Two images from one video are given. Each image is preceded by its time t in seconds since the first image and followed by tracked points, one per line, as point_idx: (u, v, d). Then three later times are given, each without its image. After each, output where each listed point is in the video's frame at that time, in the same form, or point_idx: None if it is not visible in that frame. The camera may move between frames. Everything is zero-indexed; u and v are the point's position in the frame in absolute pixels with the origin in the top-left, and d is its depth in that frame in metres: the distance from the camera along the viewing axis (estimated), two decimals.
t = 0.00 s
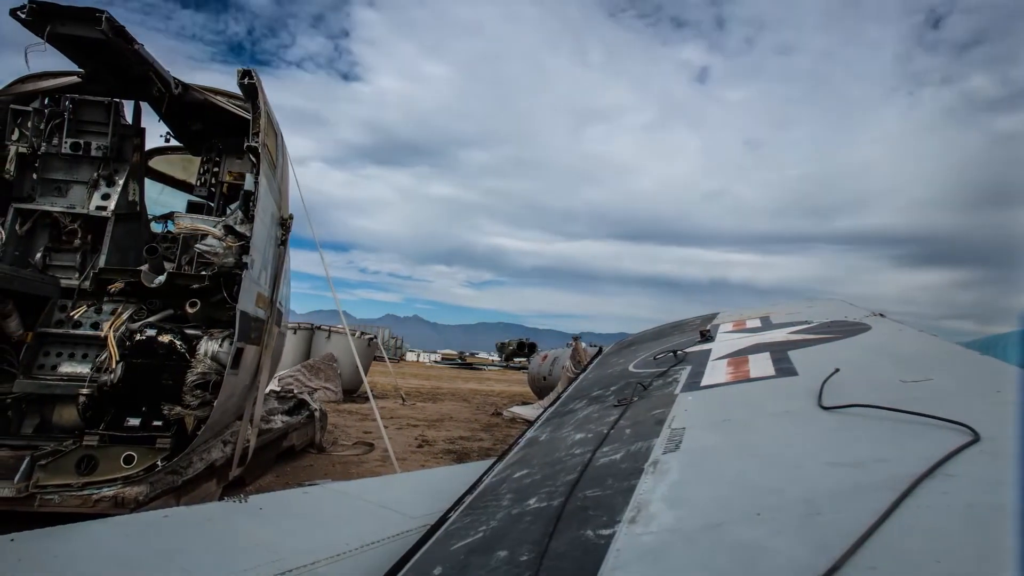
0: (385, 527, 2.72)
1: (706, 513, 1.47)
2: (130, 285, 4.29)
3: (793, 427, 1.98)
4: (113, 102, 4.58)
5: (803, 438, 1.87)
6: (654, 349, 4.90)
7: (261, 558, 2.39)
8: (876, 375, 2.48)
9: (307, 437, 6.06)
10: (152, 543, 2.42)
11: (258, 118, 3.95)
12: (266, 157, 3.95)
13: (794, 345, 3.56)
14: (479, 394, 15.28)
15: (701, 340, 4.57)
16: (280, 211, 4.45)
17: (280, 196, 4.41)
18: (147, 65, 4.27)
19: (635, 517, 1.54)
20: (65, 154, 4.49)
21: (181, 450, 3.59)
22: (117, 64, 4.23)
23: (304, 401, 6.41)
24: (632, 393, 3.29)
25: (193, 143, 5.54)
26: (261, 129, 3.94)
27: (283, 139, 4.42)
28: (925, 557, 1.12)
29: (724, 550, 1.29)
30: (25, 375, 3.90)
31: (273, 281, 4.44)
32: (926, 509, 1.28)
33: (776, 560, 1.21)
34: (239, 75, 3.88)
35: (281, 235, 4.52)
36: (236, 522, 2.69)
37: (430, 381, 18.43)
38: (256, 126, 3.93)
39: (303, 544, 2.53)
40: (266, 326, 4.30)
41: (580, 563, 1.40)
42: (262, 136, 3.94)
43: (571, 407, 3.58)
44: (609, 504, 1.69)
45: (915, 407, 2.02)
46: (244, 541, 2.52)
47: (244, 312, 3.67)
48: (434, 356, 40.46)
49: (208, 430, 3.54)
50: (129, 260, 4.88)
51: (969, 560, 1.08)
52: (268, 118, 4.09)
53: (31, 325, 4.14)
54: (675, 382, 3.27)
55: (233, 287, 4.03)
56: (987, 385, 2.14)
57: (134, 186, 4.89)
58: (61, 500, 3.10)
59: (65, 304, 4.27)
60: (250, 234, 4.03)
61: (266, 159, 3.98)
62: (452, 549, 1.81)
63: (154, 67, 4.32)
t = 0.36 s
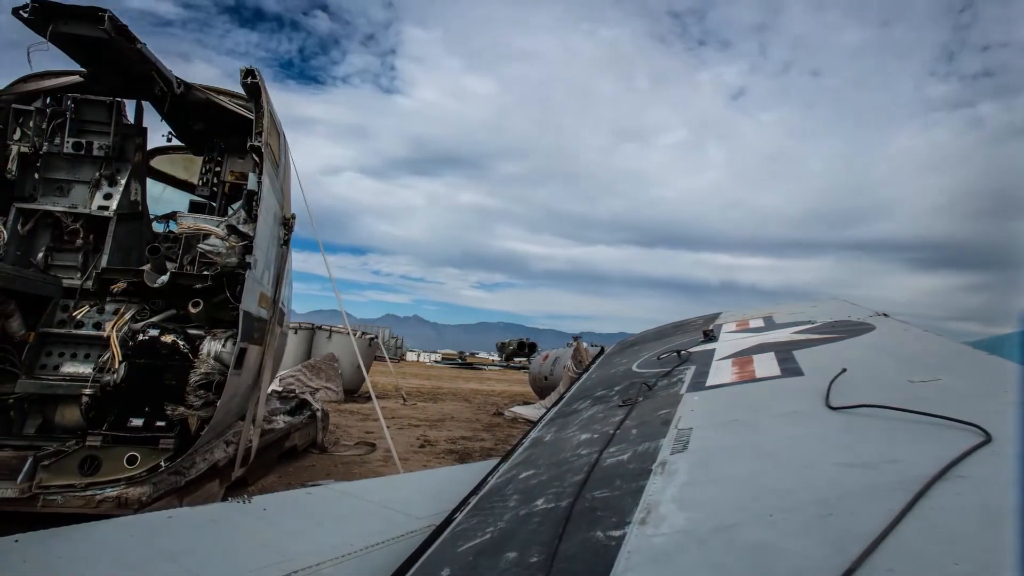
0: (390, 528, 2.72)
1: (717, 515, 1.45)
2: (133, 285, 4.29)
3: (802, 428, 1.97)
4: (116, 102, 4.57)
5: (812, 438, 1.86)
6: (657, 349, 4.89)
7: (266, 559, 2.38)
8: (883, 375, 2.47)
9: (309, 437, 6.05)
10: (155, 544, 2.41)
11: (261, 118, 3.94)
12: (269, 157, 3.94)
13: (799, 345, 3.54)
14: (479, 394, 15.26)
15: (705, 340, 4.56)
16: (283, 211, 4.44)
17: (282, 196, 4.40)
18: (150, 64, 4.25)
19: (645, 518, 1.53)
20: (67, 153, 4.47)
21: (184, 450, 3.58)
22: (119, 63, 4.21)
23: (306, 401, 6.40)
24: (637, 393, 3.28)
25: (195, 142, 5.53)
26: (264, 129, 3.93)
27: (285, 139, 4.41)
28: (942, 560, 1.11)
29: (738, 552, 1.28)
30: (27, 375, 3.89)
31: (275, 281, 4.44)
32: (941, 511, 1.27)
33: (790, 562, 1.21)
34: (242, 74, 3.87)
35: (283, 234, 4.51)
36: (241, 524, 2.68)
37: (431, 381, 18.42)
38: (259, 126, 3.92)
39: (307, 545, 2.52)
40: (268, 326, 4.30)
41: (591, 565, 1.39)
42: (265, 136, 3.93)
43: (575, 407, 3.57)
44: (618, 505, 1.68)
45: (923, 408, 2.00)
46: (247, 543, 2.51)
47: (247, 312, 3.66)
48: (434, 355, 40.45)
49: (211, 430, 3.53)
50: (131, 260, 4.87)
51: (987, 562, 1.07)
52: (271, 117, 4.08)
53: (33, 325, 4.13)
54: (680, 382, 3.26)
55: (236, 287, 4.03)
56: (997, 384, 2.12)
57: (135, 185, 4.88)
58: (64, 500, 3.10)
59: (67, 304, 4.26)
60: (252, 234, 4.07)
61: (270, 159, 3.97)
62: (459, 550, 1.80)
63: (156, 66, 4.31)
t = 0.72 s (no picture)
0: (394, 529, 2.70)
1: (728, 516, 1.45)
2: (135, 285, 4.28)
3: (810, 428, 1.96)
4: (118, 101, 4.55)
5: (821, 439, 1.85)
6: (660, 349, 4.88)
7: (270, 560, 2.36)
8: (890, 376, 2.46)
9: (311, 438, 6.05)
10: (159, 545, 2.40)
11: (264, 118, 3.94)
12: (271, 157, 3.93)
13: (803, 345, 3.53)
14: (480, 395, 15.25)
15: (708, 340, 4.55)
16: (285, 211, 4.43)
17: (285, 195, 4.38)
18: (152, 64, 4.24)
19: (654, 519, 1.52)
20: (68, 153, 4.46)
21: (186, 451, 3.57)
22: (121, 62, 4.20)
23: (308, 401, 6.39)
24: (641, 393, 3.27)
25: (197, 142, 5.52)
26: (267, 129, 3.93)
27: (288, 139, 4.40)
28: (957, 561, 1.11)
29: (751, 553, 1.27)
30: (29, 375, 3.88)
31: (278, 281, 4.43)
32: (955, 512, 1.26)
33: (805, 564, 1.20)
34: (245, 74, 3.86)
35: (286, 235, 4.50)
36: (245, 524, 2.67)
37: (431, 382, 18.41)
38: (262, 126, 3.92)
39: (312, 546, 2.51)
40: (271, 326, 4.29)
41: (602, 568, 1.39)
42: (268, 136, 3.93)
43: (579, 407, 3.57)
44: (626, 506, 1.67)
45: (931, 408, 2.00)
46: (252, 544, 2.50)
47: (250, 312, 3.66)
48: (435, 355, 40.43)
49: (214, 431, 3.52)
50: (133, 260, 4.86)
51: (1003, 562, 1.06)
52: (274, 117, 4.07)
53: (36, 325, 4.12)
54: (685, 382, 3.26)
55: (239, 287, 4.02)
56: (1004, 384, 2.11)
57: (137, 185, 4.87)
58: (67, 501, 3.09)
59: (69, 304, 4.25)
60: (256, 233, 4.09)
61: (272, 159, 3.97)
62: (466, 552, 1.79)
63: (159, 66, 4.30)
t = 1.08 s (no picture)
0: (398, 529, 2.69)
1: (739, 517, 1.44)
2: (138, 285, 4.26)
3: (819, 428, 1.96)
4: (119, 100, 4.53)
5: (830, 439, 1.84)
6: (663, 349, 4.87)
7: (275, 561, 2.35)
8: (897, 376, 2.45)
9: (313, 438, 6.04)
10: (164, 545, 2.39)
11: (267, 117, 3.93)
12: (274, 157, 3.92)
13: (808, 345, 3.52)
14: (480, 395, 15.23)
15: (711, 340, 4.54)
16: (288, 211, 4.41)
17: (287, 195, 4.37)
18: (155, 63, 4.23)
19: (664, 521, 1.51)
20: (70, 152, 4.45)
21: (189, 452, 3.56)
22: (124, 62, 4.19)
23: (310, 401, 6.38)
24: (645, 393, 3.26)
25: (198, 142, 5.50)
26: (270, 128, 3.92)
27: (290, 138, 4.38)
28: (973, 563, 1.10)
29: (763, 555, 1.27)
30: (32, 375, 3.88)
31: (279, 282, 4.38)
32: (970, 513, 1.25)
33: (819, 566, 1.19)
34: (248, 73, 3.84)
35: (288, 234, 4.49)
36: (250, 525, 2.66)
37: (432, 381, 18.40)
38: (265, 125, 3.91)
39: (317, 547, 2.50)
40: (274, 326, 4.28)
41: (612, 570, 1.38)
42: (271, 135, 3.93)
43: (583, 407, 3.56)
44: (635, 507, 1.66)
45: (939, 408, 1.99)
46: (255, 545, 2.48)
47: (252, 312, 3.64)
48: (435, 355, 40.41)
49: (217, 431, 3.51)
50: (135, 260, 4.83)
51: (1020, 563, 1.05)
52: (277, 116, 4.07)
53: (38, 325, 4.12)
54: (690, 382, 3.25)
55: (242, 287, 4.01)
56: (1012, 384, 2.10)
57: (139, 185, 4.85)
58: (69, 502, 3.08)
59: (71, 304, 4.24)
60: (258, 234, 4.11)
61: (275, 158, 3.96)
62: (472, 553, 1.78)
63: (161, 65, 4.29)
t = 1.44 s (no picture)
0: (403, 530, 2.68)
1: (751, 519, 1.43)
2: (141, 285, 4.25)
3: (827, 429, 1.95)
4: (121, 100, 4.52)
5: (839, 440, 1.83)
6: (666, 349, 4.85)
7: (279, 562, 2.34)
8: (904, 376, 2.45)
9: (315, 438, 6.02)
10: (169, 546, 2.39)
11: (270, 117, 3.93)
12: (278, 156, 3.91)
13: (813, 345, 3.51)
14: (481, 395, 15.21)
15: (714, 340, 4.52)
16: (290, 211, 4.40)
17: (290, 195, 4.36)
18: (157, 63, 4.22)
19: (675, 522, 1.50)
20: (72, 152, 4.44)
21: (193, 452, 3.56)
22: (126, 61, 4.18)
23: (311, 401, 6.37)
24: (650, 393, 3.25)
25: (200, 142, 5.50)
26: (273, 128, 3.92)
27: (293, 138, 4.38)
28: (990, 565, 1.09)
29: (777, 558, 1.26)
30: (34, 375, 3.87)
31: (283, 282, 4.39)
32: (984, 515, 1.24)
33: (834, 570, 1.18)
34: (251, 72, 3.83)
35: (291, 234, 4.48)
36: (254, 526, 2.66)
37: (432, 381, 18.38)
38: (268, 125, 3.91)
39: (321, 548, 2.49)
40: (276, 326, 4.28)
41: (623, 571, 1.38)
42: (274, 135, 3.93)
43: (587, 408, 3.54)
44: (644, 508, 1.65)
45: (948, 408, 1.98)
46: (260, 546, 2.48)
47: (256, 313, 3.64)
48: (435, 355, 40.39)
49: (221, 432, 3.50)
50: (137, 260, 4.81)
51: None
52: (280, 116, 4.06)
53: (40, 325, 4.10)
54: (695, 382, 3.24)
55: (245, 287, 4.01)
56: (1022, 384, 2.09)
57: (141, 185, 4.83)
58: (72, 503, 3.07)
59: (73, 304, 4.23)
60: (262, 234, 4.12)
61: (278, 158, 3.95)
62: (480, 555, 1.77)
63: (163, 65, 4.27)
